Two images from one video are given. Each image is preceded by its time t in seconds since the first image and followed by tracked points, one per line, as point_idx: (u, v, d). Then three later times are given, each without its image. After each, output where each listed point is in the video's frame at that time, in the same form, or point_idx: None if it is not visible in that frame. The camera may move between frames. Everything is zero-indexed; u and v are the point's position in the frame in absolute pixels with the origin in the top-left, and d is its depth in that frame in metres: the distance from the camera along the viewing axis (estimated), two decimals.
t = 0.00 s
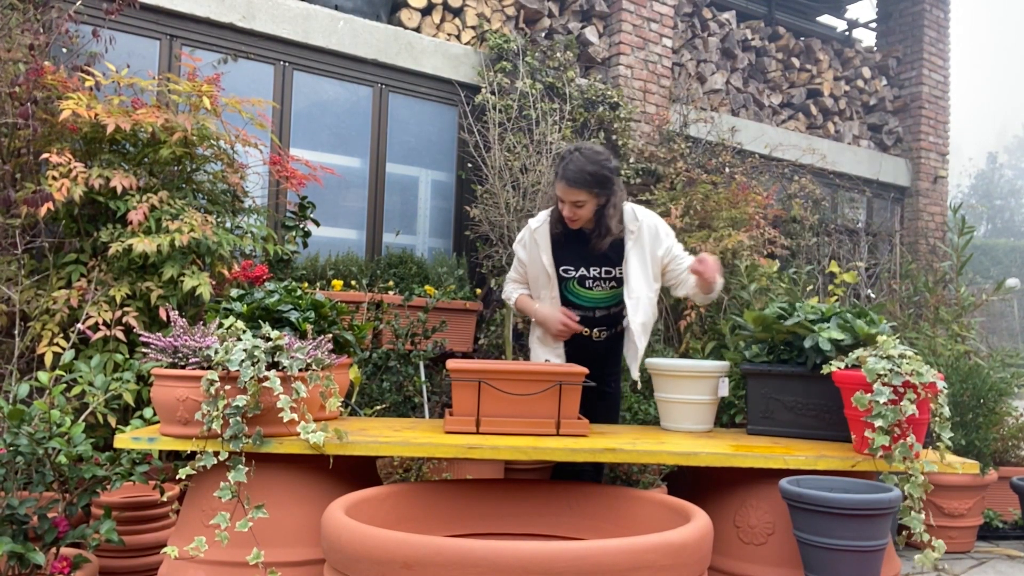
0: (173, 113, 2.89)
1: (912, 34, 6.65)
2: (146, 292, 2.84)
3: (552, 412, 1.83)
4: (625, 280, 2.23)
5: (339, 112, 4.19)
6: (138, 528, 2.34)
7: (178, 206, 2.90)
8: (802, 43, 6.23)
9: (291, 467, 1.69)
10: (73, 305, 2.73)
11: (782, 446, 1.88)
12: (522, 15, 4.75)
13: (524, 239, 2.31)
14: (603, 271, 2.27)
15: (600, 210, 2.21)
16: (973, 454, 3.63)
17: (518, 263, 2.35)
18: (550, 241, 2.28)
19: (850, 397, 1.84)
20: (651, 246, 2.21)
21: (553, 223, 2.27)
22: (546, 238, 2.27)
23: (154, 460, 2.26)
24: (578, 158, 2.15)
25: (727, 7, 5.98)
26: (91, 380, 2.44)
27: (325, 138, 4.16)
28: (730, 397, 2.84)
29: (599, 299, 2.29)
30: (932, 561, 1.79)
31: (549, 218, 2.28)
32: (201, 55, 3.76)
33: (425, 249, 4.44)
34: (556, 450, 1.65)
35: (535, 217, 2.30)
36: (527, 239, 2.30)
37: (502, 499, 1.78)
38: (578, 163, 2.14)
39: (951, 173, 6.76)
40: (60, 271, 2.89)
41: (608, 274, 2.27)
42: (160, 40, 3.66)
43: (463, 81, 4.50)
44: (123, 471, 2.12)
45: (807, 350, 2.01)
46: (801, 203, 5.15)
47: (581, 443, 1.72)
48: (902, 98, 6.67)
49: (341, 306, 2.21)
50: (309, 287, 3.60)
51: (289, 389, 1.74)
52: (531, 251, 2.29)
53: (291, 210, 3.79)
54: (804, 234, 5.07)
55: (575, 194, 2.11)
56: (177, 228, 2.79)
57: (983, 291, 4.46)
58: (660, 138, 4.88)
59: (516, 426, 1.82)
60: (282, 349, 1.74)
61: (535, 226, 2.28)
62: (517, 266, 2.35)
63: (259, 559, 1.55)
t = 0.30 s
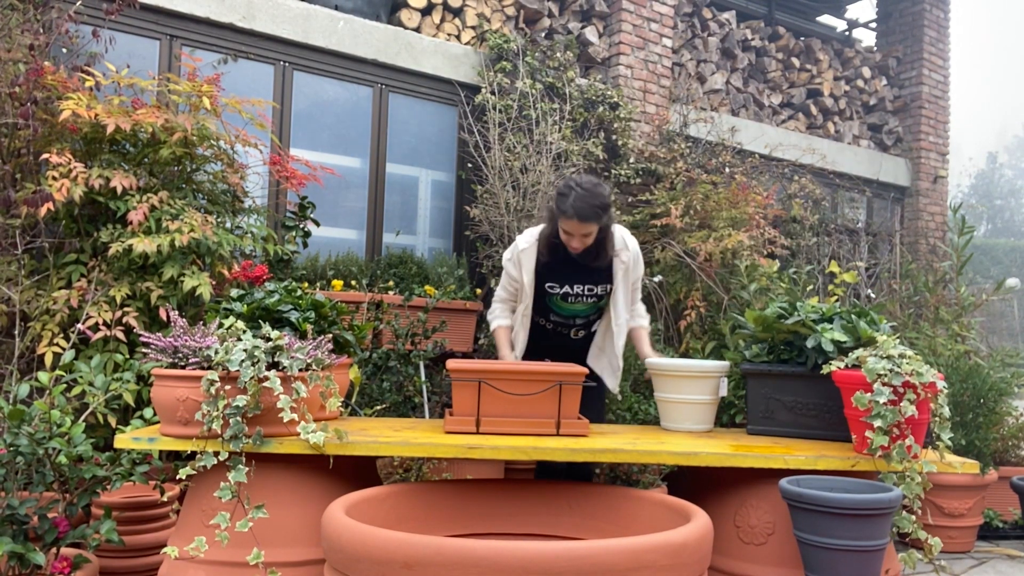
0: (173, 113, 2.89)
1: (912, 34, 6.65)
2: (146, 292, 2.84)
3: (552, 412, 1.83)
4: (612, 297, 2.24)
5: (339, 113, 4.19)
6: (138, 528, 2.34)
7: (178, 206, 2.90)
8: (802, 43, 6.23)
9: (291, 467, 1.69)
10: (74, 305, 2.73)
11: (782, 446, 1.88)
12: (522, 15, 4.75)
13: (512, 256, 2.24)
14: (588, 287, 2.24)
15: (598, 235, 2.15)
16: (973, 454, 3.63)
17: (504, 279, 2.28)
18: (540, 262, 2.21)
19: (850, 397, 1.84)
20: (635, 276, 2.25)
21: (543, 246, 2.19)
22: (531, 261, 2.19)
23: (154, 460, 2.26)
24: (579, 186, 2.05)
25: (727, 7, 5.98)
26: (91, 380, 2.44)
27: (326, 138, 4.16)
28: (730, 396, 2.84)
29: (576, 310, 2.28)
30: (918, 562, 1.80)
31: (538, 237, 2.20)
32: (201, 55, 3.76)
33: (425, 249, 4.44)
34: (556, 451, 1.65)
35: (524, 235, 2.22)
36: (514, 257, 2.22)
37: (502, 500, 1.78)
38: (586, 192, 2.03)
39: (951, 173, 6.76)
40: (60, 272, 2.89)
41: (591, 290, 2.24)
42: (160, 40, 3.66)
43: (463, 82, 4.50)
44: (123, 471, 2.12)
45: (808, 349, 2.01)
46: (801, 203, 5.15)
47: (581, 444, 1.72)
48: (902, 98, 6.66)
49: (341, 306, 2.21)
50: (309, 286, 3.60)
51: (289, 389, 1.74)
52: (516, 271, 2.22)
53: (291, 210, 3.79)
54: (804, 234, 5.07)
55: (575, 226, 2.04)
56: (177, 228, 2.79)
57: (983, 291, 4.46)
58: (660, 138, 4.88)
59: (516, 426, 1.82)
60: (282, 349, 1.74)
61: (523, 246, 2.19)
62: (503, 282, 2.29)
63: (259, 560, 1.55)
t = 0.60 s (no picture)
0: (173, 113, 2.89)
1: (911, 34, 6.65)
2: (146, 292, 2.84)
3: (552, 412, 1.83)
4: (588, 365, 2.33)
5: (339, 112, 4.19)
6: (138, 528, 2.34)
7: (178, 206, 2.90)
8: (802, 42, 6.22)
9: (291, 467, 1.69)
10: (73, 305, 2.73)
11: (783, 445, 1.88)
12: (522, 15, 4.75)
13: (512, 334, 2.23)
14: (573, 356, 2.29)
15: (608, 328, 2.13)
16: (974, 453, 3.63)
17: (502, 353, 2.29)
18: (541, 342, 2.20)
19: (851, 397, 1.84)
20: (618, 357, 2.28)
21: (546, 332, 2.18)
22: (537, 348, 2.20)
23: (154, 460, 2.26)
24: (597, 287, 2.00)
25: (727, 7, 5.98)
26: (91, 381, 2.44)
27: (326, 138, 4.16)
28: (731, 396, 2.83)
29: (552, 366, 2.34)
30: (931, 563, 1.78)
31: (540, 324, 2.19)
32: (201, 55, 3.76)
33: (425, 249, 4.44)
34: (557, 450, 1.65)
35: (522, 311, 2.19)
36: (516, 338, 2.22)
37: (502, 500, 1.77)
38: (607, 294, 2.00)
39: (951, 172, 6.76)
40: (60, 272, 2.89)
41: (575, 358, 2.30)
42: (160, 40, 3.66)
43: (463, 82, 4.51)
44: (123, 471, 2.12)
45: (808, 348, 2.01)
46: (801, 203, 5.15)
47: (582, 443, 1.72)
48: (902, 98, 6.66)
49: (341, 306, 2.21)
50: (309, 287, 3.61)
51: (289, 389, 1.74)
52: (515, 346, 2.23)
53: (291, 210, 3.79)
54: (804, 233, 5.07)
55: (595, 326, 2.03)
56: (177, 228, 2.79)
57: (983, 290, 4.45)
58: (660, 138, 4.88)
59: (516, 426, 1.82)
60: (282, 349, 1.73)
61: (529, 334, 2.18)
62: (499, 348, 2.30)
63: (259, 560, 1.54)
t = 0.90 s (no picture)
0: (173, 113, 2.89)
1: (911, 33, 6.65)
2: (146, 292, 2.84)
3: (552, 412, 1.83)
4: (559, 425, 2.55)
5: (339, 112, 4.19)
6: (139, 528, 2.34)
7: (177, 206, 2.90)
8: (802, 42, 6.22)
9: (291, 467, 1.69)
10: (74, 305, 2.73)
11: (783, 445, 1.88)
12: (522, 15, 4.74)
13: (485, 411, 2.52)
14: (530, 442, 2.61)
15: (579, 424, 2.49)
16: (974, 453, 3.63)
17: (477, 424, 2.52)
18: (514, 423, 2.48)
19: (850, 396, 1.84)
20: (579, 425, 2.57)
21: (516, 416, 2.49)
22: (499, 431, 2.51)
23: (154, 460, 2.26)
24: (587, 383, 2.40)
25: (727, 7, 5.98)
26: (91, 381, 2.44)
27: (326, 138, 4.16)
28: (731, 396, 2.83)
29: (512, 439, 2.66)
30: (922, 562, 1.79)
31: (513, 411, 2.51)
32: (201, 55, 3.77)
33: (425, 248, 4.43)
34: (557, 450, 1.65)
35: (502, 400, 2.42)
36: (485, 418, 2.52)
37: (502, 500, 1.77)
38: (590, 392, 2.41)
39: (951, 172, 6.75)
40: (60, 272, 2.88)
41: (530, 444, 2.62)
42: (160, 40, 3.66)
43: (463, 81, 4.50)
44: (123, 471, 2.11)
45: (808, 348, 2.01)
46: (801, 203, 5.15)
47: (582, 443, 1.71)
48: (902, 97, 6.66)
49: (341, 306, 2.21)
50: (309, 287, 3.61)
51: (289, 389, 1.74)
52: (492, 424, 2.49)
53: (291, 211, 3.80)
54: (804, 233, 5.07)
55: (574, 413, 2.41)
56: (177, 228, 2.79)
57: (983, 289, 4.45)
58: (660, 138, 4.88)
59: (516, 426, 1.82)
60: (282, 349, 1.73)
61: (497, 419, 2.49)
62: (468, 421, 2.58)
63: (259, 561, 1.54)
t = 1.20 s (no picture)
0: (173, 113, 2.89)
1: (911, 33, 6.65)
2: (145, 293, 2.84)
3: (552, 412, 1.83)
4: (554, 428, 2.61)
5: (339, 112, 4.19)
6: (139, 528, 2.34)
7: (177, 206, 2.90)
8: (802, 42, 6.22)
9: (291, 467, 1.69)
10: (73, 305, 2.73)
11: (783, 444, 1.88)
12: (521, 15, 4.74)
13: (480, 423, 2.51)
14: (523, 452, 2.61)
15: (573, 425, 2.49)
16: (974, 452, 3.63)
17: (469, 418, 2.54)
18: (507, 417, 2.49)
19: (850, 396, 1.84)
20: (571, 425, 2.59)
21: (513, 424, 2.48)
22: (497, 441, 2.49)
23: (154, 460, 2.27)
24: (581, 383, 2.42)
25: (726, 6, 5.98)
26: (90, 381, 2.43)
27: (325, 138, 4.16)
28: (731, 395, 2.83)
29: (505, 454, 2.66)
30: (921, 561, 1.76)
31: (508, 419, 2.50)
32: (200, 55, 3.77)
33: (425, 248, 4.43)
34: (556, 450, 1.65)
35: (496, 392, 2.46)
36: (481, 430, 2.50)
37: (502, 500, 1.77)
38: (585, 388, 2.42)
39: (951, 171, 6.76)
40: (60, 273, 2.88)
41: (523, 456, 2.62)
42: (159, 40, 3.66)
43: (463, 81, 4.50)
44: (123, 472, 2.11)
45: (807, 347, 2.01)
46: (800, 203, 5.16)
47: (581, 443, 1.71)
48: (901, 97, 6.66)
49: (341, 306, 2.22)
50: (309, 287, 3.61)
51: (289, 389, 1.74)
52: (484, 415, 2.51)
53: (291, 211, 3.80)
54: (804, 232, 5.07)
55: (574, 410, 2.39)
56: (177, 229, 2.79)
57: (983, 288, 4.45)
58: (659, 137, 4.88)
59: (516, 426, 1.81)
60: (282, 349, 1.73)
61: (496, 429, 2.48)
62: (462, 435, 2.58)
63: (259, 561, 1.54)
